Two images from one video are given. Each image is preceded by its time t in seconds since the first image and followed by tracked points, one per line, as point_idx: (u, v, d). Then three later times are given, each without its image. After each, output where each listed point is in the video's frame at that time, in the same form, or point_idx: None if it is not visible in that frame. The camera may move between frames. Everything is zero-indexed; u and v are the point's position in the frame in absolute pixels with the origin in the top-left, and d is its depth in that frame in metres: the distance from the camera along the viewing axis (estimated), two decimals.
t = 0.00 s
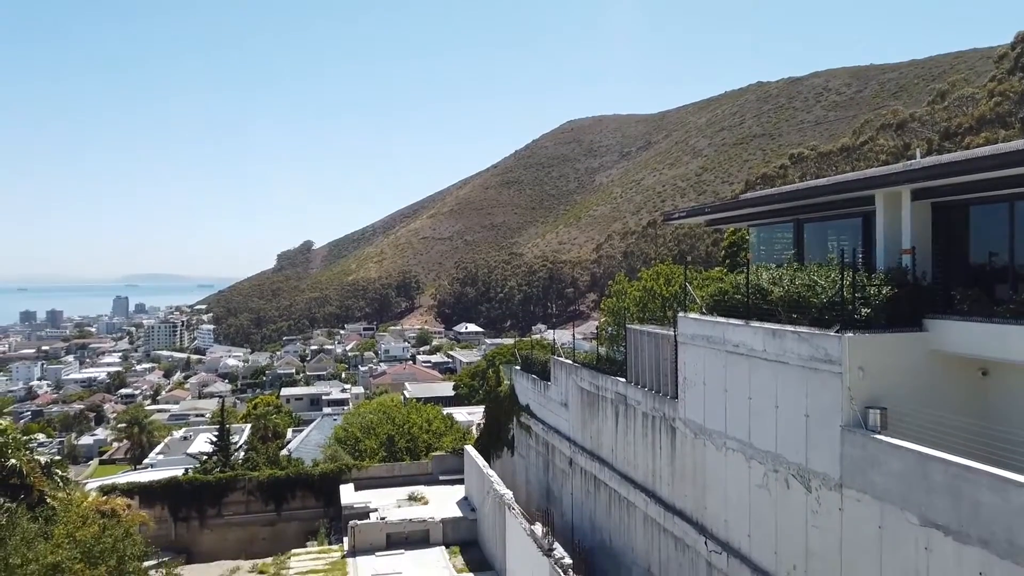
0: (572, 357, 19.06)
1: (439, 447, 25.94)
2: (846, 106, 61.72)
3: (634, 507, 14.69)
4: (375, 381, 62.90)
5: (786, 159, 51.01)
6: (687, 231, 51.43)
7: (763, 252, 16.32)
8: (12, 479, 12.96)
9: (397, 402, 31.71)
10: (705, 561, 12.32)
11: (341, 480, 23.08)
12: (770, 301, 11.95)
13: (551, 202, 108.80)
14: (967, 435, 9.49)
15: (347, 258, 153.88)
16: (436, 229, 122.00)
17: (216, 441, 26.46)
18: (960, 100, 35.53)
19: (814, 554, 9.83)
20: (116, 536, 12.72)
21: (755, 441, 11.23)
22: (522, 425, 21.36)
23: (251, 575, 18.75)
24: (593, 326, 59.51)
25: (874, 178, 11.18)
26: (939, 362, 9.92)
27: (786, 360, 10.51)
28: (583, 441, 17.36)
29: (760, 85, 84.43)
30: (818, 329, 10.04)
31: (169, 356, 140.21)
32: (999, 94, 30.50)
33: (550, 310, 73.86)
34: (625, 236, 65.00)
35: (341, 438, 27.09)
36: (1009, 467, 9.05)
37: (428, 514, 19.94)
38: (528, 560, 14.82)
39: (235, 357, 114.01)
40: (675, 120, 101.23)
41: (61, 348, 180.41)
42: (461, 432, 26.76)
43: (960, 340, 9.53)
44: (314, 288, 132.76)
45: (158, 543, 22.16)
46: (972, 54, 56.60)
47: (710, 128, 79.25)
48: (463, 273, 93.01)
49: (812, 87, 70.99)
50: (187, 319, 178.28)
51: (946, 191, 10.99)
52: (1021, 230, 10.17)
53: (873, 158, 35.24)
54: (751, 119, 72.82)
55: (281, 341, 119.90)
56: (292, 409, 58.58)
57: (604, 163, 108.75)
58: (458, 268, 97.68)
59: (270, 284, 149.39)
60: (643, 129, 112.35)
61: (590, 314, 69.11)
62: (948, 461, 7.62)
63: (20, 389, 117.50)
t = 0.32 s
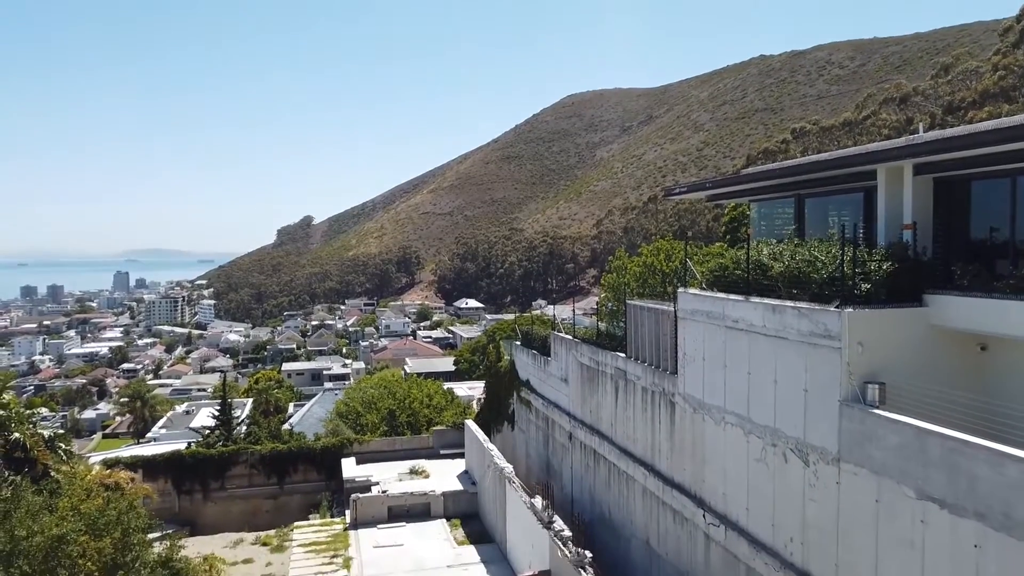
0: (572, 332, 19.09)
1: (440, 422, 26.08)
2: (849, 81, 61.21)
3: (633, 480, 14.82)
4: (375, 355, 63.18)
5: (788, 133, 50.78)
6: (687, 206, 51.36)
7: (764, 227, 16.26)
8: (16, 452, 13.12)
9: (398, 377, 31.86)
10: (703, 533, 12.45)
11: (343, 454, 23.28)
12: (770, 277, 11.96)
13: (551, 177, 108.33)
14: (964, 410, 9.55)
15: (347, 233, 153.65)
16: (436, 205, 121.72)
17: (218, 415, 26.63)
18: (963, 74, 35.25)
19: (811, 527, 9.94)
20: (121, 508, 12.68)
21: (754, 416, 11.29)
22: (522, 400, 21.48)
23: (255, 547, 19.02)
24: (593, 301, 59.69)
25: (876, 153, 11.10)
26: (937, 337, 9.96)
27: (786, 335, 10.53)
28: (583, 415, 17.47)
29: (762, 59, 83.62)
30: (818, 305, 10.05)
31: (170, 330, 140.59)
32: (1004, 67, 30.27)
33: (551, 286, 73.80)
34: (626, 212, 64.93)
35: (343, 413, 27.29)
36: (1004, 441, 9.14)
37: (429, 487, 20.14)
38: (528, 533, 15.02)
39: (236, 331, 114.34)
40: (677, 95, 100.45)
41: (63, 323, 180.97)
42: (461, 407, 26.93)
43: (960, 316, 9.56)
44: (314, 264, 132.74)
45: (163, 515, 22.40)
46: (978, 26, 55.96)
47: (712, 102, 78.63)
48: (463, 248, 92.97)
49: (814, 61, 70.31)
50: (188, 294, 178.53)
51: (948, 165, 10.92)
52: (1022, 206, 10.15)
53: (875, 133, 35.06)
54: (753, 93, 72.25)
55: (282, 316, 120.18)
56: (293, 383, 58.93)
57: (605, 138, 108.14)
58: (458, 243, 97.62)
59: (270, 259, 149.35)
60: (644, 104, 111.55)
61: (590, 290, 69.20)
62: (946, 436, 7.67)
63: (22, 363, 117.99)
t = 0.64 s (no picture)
0: (573, 310, 19.12)
1: (441, 398, 26.22)
2: (853, 56, 60.67)
3: (634, 456, 14.91)
4: (377, 332, 63.36)
5: (790, 109, 50.47)
6: (689, 183, 51.26)
7: (765, 205, 16.21)
8: (19, 428, 13.21)
9: (399, 353, 31.98)
10: (702, 508, 12.55)
11: (345, 430, 23.41)
12: (770, 255, 11.97)
13: (552, 155, 107.77)
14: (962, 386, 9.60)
15: (348, 210, 153.37)
16: (436, 182, 121.36)
17: (220, 391, 26.80)
18: (968, 49, 34.97)
19: (810, 502, 10.02)
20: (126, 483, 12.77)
21: (754, 393, 11.34)
22: (522, 377, 21.57)
23: (258, 521, 19.20)
24: (594, 278, 59.80)
25: (878, 129, 11.02)
26: (938, 314, 9.98)
27: (785, 312, 10.55)
28: (583, 392, 17.55)
29: (765, 34, 82.79)
30: (819, 283, 10.05)
31: (172, 308, 140.81)
32: (1009, 43, 30.01)
33: (551, 264, 73.67)
34: (626, 189, 64.92)
35: (344, 389, 27.42)
36: (1005, 418, 9.18)
37: (431, 463, 20.29)
38: (529, 509, 15.17)
39: (238, 308, 114.53)
40: (679, 71, 99.65)
41: (64, 300, 181.26)
42: (462, 384, 27.05)
43: (959, 293, 9.57)
44: (315, 241, 132.66)
45: (166, 491, 22.58)
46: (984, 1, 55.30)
47: (714, 78, 78.03)
48: (463, 226, 92.86)
49: (818, 35, 69.63)
50: (189, 271, 178.61)
51: (951, 142, 10.86)
52: None
53: (878, 109, 34.87)
54: (756, 68, 71.67)
55: (283, 293, 120.36)
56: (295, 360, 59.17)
57: (606, 115, 107.48)
58: (459, 220, 97.49)
59: (270, 236, 149.10)
60: (646, 80, 110.68)
61: (591, 267, 69.19)
62: (946, 412, 7.71)
63: (25, 340, 118.39)
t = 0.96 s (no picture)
0: (574, 285, 19.15)
1: (443, 373, 26.34)
2: (859, 29, 60.01)
3: (634, 430, 15.04)
4: (379, 308, 63.49)
5: (794, 83, 50.07)
6: (691, 158, 51.14)
7: (768, 179, 16.14)
8: (24, 401, 13.31)
9: (401, 328, 32.10)
10: (702, 482, 12.66)
11: (347, 404, 23.55)
12: (773, 230, 11.93)
13: (554, 129, 107.08)
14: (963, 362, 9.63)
15: (348, 185, 152.89)
16: (437, 156, 120.87)
17: (224, 366, 26.94)
18: (975, 22, 34.60)
19: (809, 477, 10.10)
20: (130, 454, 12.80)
21: (754, 367, 11.40)
22: (523, 352, 21.65)
23: (262, 493, 19.40)
24: (595, 253, 59.81)
25: (882, 103, 10.93)
26: (940, 290, 9.97)
27: (787, 288, 10.55)
28: (584, 367, 17.66)
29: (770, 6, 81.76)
30: (821, 258, 10.03)
31: (173, 282, 140.97)
32: (1018, 15, 29.66)
33: (553, 240, 73.53)
34: (629, 164, 64.97)
35: (346, 364, 27.54)
36: (1005, 393, 9.22)
37: (433, 436, 20.43)
38: (530, 482, 15.32)
39: (239, 283, 114.72)
40: (682, 44, 98.64)
41: (67, 274, 181.57)
42: (463, 359, 27.18)
43: (961, 267, 9.54)
44: (316, 216, 132.40)
45: (171, 463, 22.76)
46: None
47: (718, 52, 77.22)
48: (465, 201, 92.65)
49: (823, 8, 68.79)
50: (191, 246, 178.73)
51: (957, 116, 10.74)
52: None
53: (883, 83, 34.60)
54: (760, 41, 70.92)
55: (285, 268, 120.42)
56: (297, 335, 59.41)
57: (608, 89, 106.63)
58: (460, 195, 97.35)
59: (271, 210, 148.79)
60: (649, 54, 109.60)
61: (593, 243, 69.07)
62: (945, 387, 7.74)
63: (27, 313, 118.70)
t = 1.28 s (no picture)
0: (576, 260, 19.10)
1: (445, 347, 26.46)
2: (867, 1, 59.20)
3: (635, 405, 15.12)
4: (381, 282, 63.52)
5: (800, 56, 49.65)
6: (695, 133, 50.95)
7: (772, 154, 16.03)
8: (29, 374, 13.37)
9: (403, 303, 32.19)
10: (702, 456, 12.75)
11: (350, 378, 23.70)
12: (776, 205, 11.89)
13: (557, 103, 106.27)
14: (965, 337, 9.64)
15: (350, 160, 152.27)
16: (438, 130, 120.21)
17: (226, 340, 27.07)
18: None
19: (809, 450, 10.18)
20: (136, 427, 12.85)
21: (755, 342, 11.43)
22: (526, 326, 21.68)
23: (267, 466, 19.56)
24: (598, 229, 59.76)
25: (887, 77, 10.83)
26: (943, 265, 9.95)
27: (790, 263, 10.53)
28: (585, 342, 17.73)
29: None
30: (824, 233, 10.00)
31: (176, 257, 141.13)
32: None
33: (555, 214, 73.37)
34: (632, 139, 64.67)
35: (349, 338, 27.67)
36: (1006, 368, 9.23)
37: (435, 410, 20.56)
38: (532, 456, 15.46)
39: (241, 258, 114.79)
40: (686, 16, 97.46)
41: (69, 248, 181.54)
42: (466, 333, 27.26)
43: (965, 243, 9.51)
44: (317, 190, 132.07)
45: (175, 436, 22.94)
46: None
47: (723, 24, 76.31)
48: (467, 176, 92.32)
49: None
50: (193, 220, 178.58)
51: (964, 90, 10.63)
52: None
53: (889, 56, 34.28)
54: (765, 13, 70.07)
55: (287, 243, 120.46)
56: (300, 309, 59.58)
57: (611, 63, 105.63)
58: (463, 170, 97.00)
59: (272, 184, 148.33)
60: (652, 27, 108.37)
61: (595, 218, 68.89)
62: (946, 362, 7.75)
63: (30, 288, 118.93)
